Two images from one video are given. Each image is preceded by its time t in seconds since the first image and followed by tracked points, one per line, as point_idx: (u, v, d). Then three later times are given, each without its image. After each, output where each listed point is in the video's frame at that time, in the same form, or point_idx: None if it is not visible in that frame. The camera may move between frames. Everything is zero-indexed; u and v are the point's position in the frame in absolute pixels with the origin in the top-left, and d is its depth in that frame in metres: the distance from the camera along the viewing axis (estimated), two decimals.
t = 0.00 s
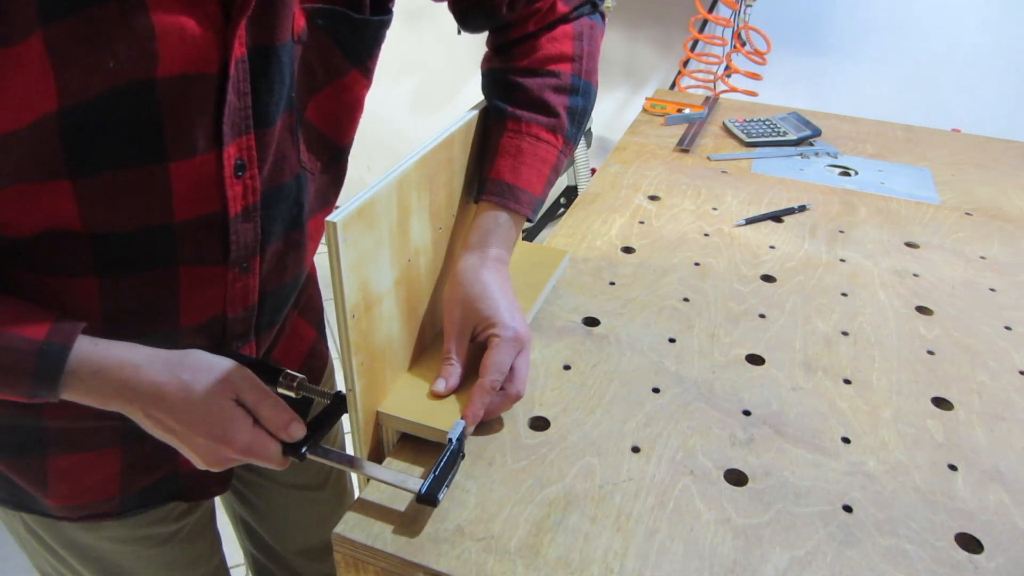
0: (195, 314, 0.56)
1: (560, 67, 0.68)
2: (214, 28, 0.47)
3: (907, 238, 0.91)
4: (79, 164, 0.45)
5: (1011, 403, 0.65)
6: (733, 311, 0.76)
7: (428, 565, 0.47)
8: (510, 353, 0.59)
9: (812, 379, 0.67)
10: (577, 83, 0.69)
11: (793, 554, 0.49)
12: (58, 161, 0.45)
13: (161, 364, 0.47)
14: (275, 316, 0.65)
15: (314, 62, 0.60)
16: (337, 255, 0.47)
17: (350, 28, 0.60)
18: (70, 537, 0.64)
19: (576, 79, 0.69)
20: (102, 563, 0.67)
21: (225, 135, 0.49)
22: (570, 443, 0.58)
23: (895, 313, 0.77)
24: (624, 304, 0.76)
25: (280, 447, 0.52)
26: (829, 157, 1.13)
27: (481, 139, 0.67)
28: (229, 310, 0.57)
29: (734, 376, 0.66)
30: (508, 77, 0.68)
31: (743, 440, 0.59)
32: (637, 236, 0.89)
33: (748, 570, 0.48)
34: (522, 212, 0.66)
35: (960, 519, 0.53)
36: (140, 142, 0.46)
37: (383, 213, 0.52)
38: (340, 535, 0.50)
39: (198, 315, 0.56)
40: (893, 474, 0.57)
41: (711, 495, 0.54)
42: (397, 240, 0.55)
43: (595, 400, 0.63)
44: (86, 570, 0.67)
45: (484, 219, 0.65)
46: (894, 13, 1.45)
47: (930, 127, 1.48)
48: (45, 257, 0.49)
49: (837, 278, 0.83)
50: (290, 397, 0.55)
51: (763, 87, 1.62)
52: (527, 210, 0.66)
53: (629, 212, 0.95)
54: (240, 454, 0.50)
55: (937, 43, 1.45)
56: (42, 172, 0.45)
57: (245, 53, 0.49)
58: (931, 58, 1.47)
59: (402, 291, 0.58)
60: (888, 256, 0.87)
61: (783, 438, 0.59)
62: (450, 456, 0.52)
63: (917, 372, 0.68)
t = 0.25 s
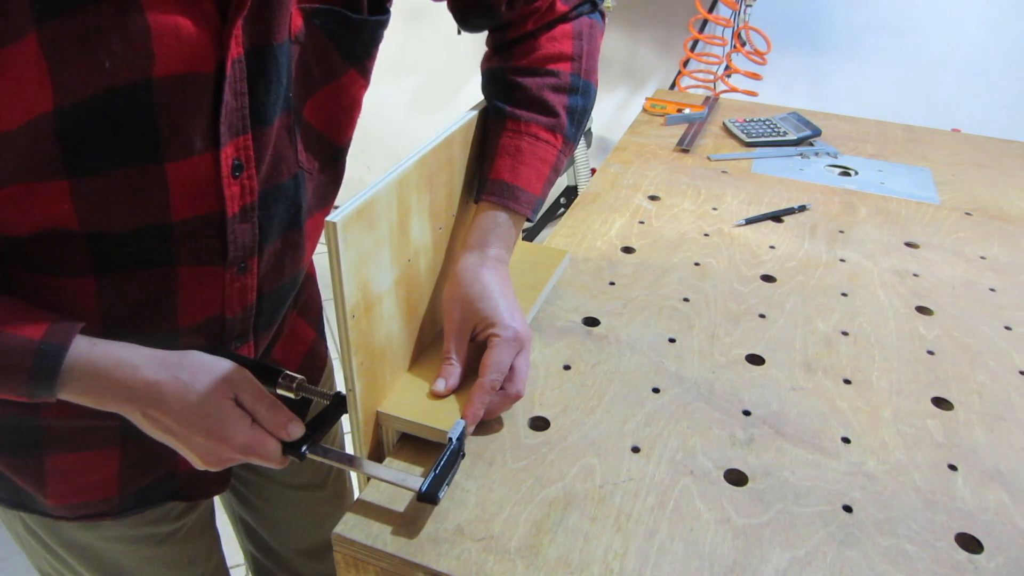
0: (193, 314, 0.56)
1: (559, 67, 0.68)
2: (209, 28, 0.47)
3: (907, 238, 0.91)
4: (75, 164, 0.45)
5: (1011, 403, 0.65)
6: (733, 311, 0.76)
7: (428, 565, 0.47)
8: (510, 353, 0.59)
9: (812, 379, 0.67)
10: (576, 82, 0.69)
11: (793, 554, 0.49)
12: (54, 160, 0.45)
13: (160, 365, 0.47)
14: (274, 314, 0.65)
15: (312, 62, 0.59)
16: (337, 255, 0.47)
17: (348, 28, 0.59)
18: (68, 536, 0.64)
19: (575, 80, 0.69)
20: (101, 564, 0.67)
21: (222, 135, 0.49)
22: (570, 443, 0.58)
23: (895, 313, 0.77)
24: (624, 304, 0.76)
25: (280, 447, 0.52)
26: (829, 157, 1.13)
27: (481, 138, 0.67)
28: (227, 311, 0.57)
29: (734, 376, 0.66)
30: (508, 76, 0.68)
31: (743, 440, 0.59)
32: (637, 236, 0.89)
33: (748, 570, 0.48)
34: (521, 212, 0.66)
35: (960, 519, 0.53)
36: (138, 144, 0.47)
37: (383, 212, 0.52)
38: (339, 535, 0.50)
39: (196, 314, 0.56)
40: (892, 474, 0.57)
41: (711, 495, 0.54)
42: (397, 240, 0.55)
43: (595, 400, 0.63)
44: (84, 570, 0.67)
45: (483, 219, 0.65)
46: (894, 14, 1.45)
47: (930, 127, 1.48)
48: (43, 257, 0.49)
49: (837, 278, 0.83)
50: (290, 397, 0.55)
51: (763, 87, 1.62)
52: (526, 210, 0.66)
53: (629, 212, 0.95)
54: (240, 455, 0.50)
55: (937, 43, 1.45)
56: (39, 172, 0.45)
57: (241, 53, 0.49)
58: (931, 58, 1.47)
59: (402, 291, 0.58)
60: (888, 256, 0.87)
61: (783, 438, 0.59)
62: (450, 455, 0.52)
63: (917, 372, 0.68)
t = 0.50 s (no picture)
0: (181, 304, 0.56)
1: (558, 27, 0.67)
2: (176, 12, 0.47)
3: (907, 238, 0.91)
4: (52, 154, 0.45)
5: (1011, 403, 0.65)
6: (733, 311, 0.76)
7: (428, 565, 0.47)
8: (552, 316, 0.55)
9: (812, 379, 0.67)
10: (578, 39, 0.68)
11: (793, 554, 0.49)
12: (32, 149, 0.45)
13: (161, 361, 0.47)
14: (258, 306, 0.65)
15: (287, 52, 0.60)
16: (337, 255, 0.47)
17: (319, 11, 0.60)
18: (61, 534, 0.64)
19: (576, 39, 0.68)
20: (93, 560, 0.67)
21: (196, 118, 0.50)
22: (570, 443, 0.58)
23: (895, 313, 0.77)
24: (624, 304, 0.76)
25: (280, 446, 0.52)
26: (829, 157, 1.13)
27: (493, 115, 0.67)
28: (215, 299, 0.57)
29: (734, 376, 0.66)
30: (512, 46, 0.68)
31: (743, 440, 0.59)
32: (638, 236, 0.89)
33: (748, 570, 0.48)
34: (546, 177, 0.65)
35: (961, 519, 0.53)
36: (114, 127, 0.47)
37: (383, 213, 0.52)
38: (339, 535, 0.50)
39: (184, 304, 0.56)
40: (893, 474, 0.57)
41: (711, 495, 0.54)
42: (397, 240, 0.55)
43: (595, 400, 0.63)
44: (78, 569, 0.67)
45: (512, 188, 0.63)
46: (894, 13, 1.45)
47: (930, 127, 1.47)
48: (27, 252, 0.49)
49: (837, 278, 0.83)
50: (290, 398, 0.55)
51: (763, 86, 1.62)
52: (549, 174, 0.65)
53: (629, 212, 0.95)
54: (237, 453, 0.50)
55: (937, 43, 1.45)
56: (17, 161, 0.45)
57: (210, 34, 0.49)
58: (931, 58, 1.47)
59: (402, 291, 0.58)
60: (888, 256, 0.87)
61: (783, 438, 0.60)
62: (450, 455, 0.52)
63: (918, 372, 0.68)
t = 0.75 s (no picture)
0: (166, 251, 0.62)
1: None
2: None
3: (907, 238, 0.91)
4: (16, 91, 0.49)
5: (1011, 402, 0.65)
6: (733, 311, 0.76)
7: (429, 565, 0.47)
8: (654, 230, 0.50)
9: (812, 379, 0.67)
10: None
11: (793, 554, 0.49)
12: None
13: (161, 356, 0.48)
14: (241, 254, 0.72)
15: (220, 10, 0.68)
16: (337, 255, 0.47)
17: None
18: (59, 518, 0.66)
19: None
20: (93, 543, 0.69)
21: (140, 40, 0.55)
22: (570, 443, 0.58)
23: (895, 313, 0.77)
24: (624, 304, 0.76)
25: (280, 445, 0.51)
26: (829, 157, 1.13)
27: None
28: (194, 238, 0.64)
29: (734, 376, 0.66)
30: None
31: (743, 440, 0.59)
32: (638, 236, 0.89)
33: (748, 570, 0.48)
34: None
35: (961, 520, 0.53)
36: (67, 54, 0.52)
37: (383, 213, 0.52)
38: (340, 535, 0.49)
39: (171, 251, 0.62)
40: (893, 474, 0.57)
41: (711, 495, 0.54)
42: (397, 240, 0.55)
43: (595, 400, 0.63)
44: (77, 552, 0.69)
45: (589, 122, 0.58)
46: (894, 13, 1.45)
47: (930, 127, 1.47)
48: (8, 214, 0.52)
49: (837, 278, 0.83)
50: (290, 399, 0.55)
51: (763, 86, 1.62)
52: None
53: (629, 212, 0.95)
54: (237, 452, 0.50)
55: (937, 43, 1.45)
56: None
57: None
58: (932, 57, 1.47)
59: (402, 291, 0.58)
60: (888, 256, 0.87)
61: (783, 438, 0.60)
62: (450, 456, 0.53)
63: (918, 372, 0.68)
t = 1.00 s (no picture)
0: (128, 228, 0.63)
1: None
2: None
3: (907, 238, 0.91)
4: None
5: (1011, 402, 0.65)
6: (733, 311, 0.76)
7: (429, 565, 0.47)
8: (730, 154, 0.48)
9: (812, 380, 0.67)
10: None
11: (793, 554, 0.49)
12: None
13: (164, 356, 0.48)
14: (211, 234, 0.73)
15: None
16: (337, 255, 0.47)
17: None
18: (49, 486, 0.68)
19: None
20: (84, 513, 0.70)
21: (105, 25, 0.57)
22: (570, 443, 0.58)
23: (895, 313, 0.77)
24: (624, 304, 0.76)
25: (280, 446, 0.52)
26: (829, 157, 1.13)
27: None
28: (154, 219, 0.64)
29: (733, 376, 0.66)
30: None
31: (743, 441, 0.59)
32: (637, 236, 0.89)
33: (748, 570, 0.48)
34: None
35: (961, 520, 0.53)
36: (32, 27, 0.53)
37: (383, 213, 0.52)
38: (340, 535, 0.49)
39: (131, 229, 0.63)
40: (893, 474, 0.57)
41: (712, 495, 0.54)
42: (397, 240, 0.55)
43: (595, 400, 0.63)
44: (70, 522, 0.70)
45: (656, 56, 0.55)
46: (893, 13, 1.45)
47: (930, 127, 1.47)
48: None
49: (837, 278, 0.83)
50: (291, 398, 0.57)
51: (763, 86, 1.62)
52: None
53: (629, 212, 0.95)
54: (237, 452, 0.50)
55: (937, 43, 1.45)
56: None
57: None
58: (932, 57, 1.47)
59: (402, 291, 0.58)
60: (888, 256, 0.87)
61: (783, 438, 0.60)
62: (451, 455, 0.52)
63: (918, 372, 0.68)
